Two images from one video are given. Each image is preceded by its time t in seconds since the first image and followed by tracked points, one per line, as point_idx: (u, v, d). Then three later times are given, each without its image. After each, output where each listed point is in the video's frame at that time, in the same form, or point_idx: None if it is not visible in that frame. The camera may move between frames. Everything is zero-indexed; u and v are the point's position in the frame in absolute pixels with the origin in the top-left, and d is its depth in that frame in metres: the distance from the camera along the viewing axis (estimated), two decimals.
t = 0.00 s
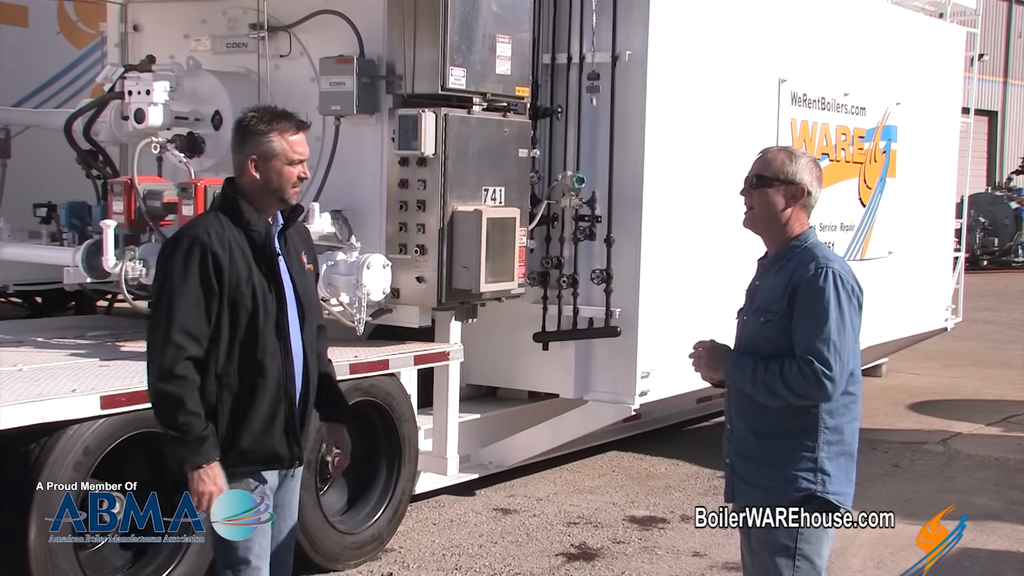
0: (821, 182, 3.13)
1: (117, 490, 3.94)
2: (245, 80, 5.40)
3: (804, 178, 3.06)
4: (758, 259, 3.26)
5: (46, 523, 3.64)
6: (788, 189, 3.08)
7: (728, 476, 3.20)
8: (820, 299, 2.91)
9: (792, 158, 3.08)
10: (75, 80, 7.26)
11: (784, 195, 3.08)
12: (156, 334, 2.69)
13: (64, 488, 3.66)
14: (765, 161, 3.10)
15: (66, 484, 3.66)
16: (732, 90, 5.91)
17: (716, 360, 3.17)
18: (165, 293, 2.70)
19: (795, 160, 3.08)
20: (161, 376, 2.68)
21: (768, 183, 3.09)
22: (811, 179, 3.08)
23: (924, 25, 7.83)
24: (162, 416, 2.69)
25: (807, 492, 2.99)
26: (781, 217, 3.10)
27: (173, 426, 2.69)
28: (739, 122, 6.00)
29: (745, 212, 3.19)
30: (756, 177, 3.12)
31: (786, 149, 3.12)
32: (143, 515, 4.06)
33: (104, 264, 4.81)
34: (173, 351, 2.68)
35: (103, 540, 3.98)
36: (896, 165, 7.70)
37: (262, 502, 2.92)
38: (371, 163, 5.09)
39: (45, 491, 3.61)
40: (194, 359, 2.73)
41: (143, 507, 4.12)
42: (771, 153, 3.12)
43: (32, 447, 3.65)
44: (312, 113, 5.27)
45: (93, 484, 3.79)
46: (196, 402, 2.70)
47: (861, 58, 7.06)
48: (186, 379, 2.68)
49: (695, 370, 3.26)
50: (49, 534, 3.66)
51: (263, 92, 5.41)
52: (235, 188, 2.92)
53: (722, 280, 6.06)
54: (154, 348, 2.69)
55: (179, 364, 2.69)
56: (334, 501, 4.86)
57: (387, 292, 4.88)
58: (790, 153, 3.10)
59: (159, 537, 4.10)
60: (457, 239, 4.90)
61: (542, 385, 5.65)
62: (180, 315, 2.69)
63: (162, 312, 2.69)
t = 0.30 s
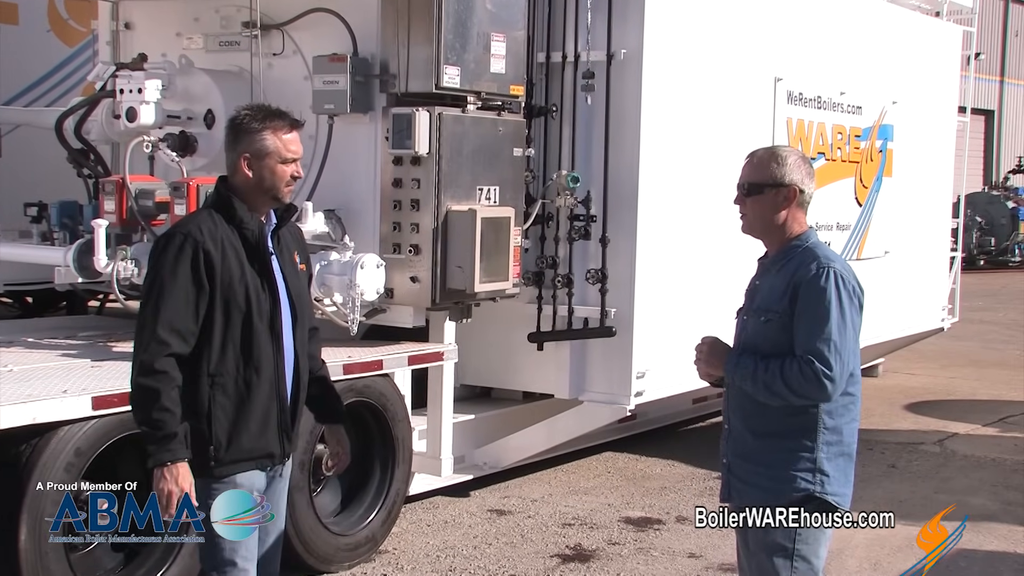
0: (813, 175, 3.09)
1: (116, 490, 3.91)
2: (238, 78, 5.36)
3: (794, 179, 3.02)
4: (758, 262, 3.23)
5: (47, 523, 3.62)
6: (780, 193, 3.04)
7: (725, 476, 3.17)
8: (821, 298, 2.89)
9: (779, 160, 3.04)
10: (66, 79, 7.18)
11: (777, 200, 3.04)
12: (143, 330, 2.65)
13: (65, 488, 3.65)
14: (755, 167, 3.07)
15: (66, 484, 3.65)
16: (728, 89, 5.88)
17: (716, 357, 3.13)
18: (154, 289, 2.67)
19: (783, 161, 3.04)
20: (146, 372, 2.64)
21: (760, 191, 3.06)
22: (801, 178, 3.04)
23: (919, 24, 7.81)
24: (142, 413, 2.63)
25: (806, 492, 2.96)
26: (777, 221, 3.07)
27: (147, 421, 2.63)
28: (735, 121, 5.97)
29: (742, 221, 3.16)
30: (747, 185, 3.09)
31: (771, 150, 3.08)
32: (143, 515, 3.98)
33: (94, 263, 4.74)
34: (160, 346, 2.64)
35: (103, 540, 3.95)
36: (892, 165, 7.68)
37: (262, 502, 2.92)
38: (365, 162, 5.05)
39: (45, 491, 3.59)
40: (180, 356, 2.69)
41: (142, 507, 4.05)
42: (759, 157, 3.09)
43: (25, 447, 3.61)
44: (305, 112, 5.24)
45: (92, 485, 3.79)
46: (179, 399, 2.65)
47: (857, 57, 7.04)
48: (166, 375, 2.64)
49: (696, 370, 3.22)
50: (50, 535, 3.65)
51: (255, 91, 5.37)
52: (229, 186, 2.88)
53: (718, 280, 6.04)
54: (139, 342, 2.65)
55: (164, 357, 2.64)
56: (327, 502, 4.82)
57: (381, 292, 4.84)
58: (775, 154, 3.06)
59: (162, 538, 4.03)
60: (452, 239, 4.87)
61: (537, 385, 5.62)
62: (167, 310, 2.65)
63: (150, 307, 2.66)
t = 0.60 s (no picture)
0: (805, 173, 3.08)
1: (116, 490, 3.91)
2: (233, 78, 5.35)
3: (786, 180, 3.02)
4: (754, 263, 3.23)
5: (47, 523, 3.63)
6: (772, 195, 3.04)
7: (721, 477, 3.16)
8: (822, 300, 2.88)
9: (770, 161, 3.03)
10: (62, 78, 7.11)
11: (770, 202, 3.04)
12: (139, 329, 2.65)
13: (65, 488, 3.65)
14: (747, 169, 3.06)
15: (66, 484, 3.66)
16: (724, 89, 5.88)
17: (714, 359, 3.12)
18: (149, 288, 2.65)
19: (774, 164, 3.03)
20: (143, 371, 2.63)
21: (752, 194, 3.05)
22: (793, 177, 3.03)
23: (916, 23, 7.81)
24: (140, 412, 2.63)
25: (804, 493, 2.95)
26: (771, 222, 3.07)
27: (156, 422, 2.64)
28: (731, 120, 5.97)
29: (737, 223, 3.16)
30: (740, 189, 3.08)
31: (761, 151, 3.07)
32: (144, 515, 3.99)
33: (89, 263, 4.73)
34: (155, 345, 2.63)
35: (103, 540, 3.95)
36: (888, 164, 7.68)
37: (262, 502, 2.95)
38: (361, 161, 5.04)
39: (45, 491, 3.59)
40: (177, 355, 2.69)
41: (141, 507, 4.07)
42: (750, 158, 3.08)
43: (19, 448, 3.58)
44: (300, 112, 5.23)
45: (92, 485, 3.82)
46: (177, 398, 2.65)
47: (853, 57, 7.04)
48: (168, 375, 2.64)
49: (691, 372, 3.21)
50: (50, 535, 3.66)
51: (251, 90, 5.36)
52: (223, 185, 2.87)
53: (715, 279, 6.03)
54: (136, 342, 2.64)
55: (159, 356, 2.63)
56: (322, 502, 4.81)
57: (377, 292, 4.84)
58: (766, 156, 3.05)
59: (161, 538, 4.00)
60: (448, 239, 4.86)
61: (532, 385, 5.61)
62: (162, 309, 2.64)
63: (145, 306, 2.65)
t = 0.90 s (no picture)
0: (807, 176, 3.07)
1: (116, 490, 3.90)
2: (230, 77, 5.34)
3: (788, 179, 3.01)
4: (748, 262, 3.22)
5: (47, 523, 3.62)
6: (773, 192, 3.03)
7: (717, 479, 3.15)
8: (817, 301, 2.87)
9: (776, 159, 3.02)
10: (61, 77, 7.00)
11: (770, 200, 3.03)
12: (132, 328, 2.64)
13: (64, 488, 3.65)
14: (749, 164, 3.04)
15: (65, 484, 3.65)
16: (723, 88, 5.87)
17: (709, 362, 3.11)
18: (142, 287, 2.64)
19: (779, 161, 3.02)
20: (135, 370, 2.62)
21: (753, 189, 3.04)
22: (795, 178, 3.02)
23: (914, 23, 7.80)
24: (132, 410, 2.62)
25: (802, 494, 2.94)
26: (768, 221, 3.06)
27: (149, 421, 2.62)
28: (730, 119, 5.96)
29: (732, 217, 3.15)
30: (740, 183, 3.07)
31: (768, 148, 3.06)
32: (143, 515, 3.93)
33: (87, 263, 4.74)
34: (147, 344, 2.62)
35: (103, 540, 3.94)
36: (887, 164, 7.67)
37: (261, 502, 2.95)
38: (359, 161, 5.03)
39: (45, 491, 3.59)
40: (169, 355, 2.68)
41: (142, 506, 4.02)
42: (752, 155, 3.07)
43: (16, 448, 3.57)
44: (298, 111, 5.21)
45: (92, 485, 3.80)
46: (171, 397, 2.64)
47: (852, 56, 7.04)
48: (161, 374, 2.63)
49: (684, 372, 3.19)
50: (50, 535, 3.66)
51: (249, 90, 5.34)
52: (218, 185, 2.86)
53: (713, 279, 6.02)
54: (129, 341, 2.63)
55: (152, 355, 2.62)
56: (320, 502, 4.82)
57: (375, 292, 4.82)
58: (774, 154, 3.04)
59: (161, 537, 3.99)
60: (446, 239, 4.84)
61: (530, 385, 5.60)
62: (155, 308, 2.63)
63: (138, 305, 2.64)
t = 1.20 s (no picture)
0: (808, 177, 3.08)
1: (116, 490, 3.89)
2: (231, 77, 5.34)
3: (789, 179, 3.01)
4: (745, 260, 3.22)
5: (47, 523, 3.62)
6: (773, 191, 3.02)
7: (710, 478, 3.15)
8: (808, 301, 2.87)
9: (778, 158, 3.02)
10: (62, 76, 7.10)
11: (770, 199, 3.03)
12: (126, 328, 2.64)
13: (64, 488, 3.65)
14: (750, 163, 3.04)
15: (65, 484, 3.65)
16: (724, 88, 5.87)
17: (700, 361, 3.10)
18: (137, 287, 2.65)
19: (781, 160, 3.02)
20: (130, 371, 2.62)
21: (753, 188, 3.04)
22: (796, 178, 3.02)
23: (915, 23, 7.80)
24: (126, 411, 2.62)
25: (792, 494, 2.94)
26: (768, 220, 3.06)
27: (133, 422, 2.62)
28: (731, 120, 5.96)
29: (731, 215, 3.15)
30: (741, 181, 3.07)
31: (770, 148, 3.06)
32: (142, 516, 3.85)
33: (88, 263, 4.71)
34: (142, 344, 2.62)
35: (103, 540, 3.94)
36: (888, 164, 7.67)
37: (261, 502, 2.95)
38: (359, 161, 5.03)
39: (45, 491, 3.58)
40: (164, 355, 2.68)
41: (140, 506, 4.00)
42: (753, 154, 3.07)
43: (17, 448, 3.57)
44: (299, 111, 5.21)
45: (92, 485, 3.80)
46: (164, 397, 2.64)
47: (853, 56, 7.04)
48: (151, 375, 2.62)
49: (675, 372, 3.18)
50: (50, 534, 3.66)
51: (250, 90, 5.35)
52: (216, 184, 2.86)
53: (714, 279, 6.02)
54: (124, 342, 2.64)
55: (146, 355, 2.62)
56: (321, 502, 4.81)
57: (375, 292, 4.83)
58: (775, 153, 3.04)
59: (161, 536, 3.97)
60: (447, 239, 4.84)
61: (531, 385, 5.60)
62: (149, 309, 2.63)
63: (133, 306, 2.65)
